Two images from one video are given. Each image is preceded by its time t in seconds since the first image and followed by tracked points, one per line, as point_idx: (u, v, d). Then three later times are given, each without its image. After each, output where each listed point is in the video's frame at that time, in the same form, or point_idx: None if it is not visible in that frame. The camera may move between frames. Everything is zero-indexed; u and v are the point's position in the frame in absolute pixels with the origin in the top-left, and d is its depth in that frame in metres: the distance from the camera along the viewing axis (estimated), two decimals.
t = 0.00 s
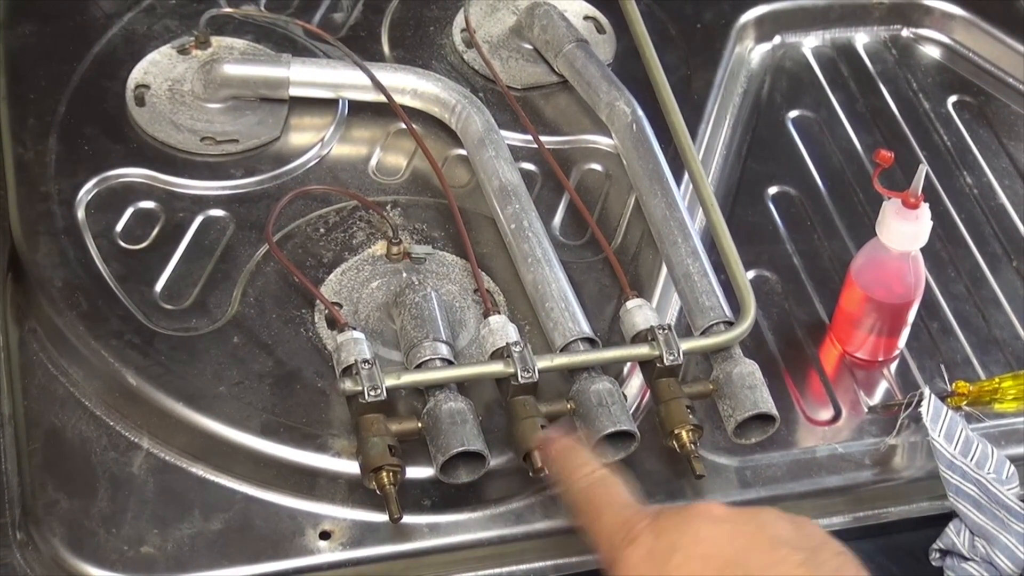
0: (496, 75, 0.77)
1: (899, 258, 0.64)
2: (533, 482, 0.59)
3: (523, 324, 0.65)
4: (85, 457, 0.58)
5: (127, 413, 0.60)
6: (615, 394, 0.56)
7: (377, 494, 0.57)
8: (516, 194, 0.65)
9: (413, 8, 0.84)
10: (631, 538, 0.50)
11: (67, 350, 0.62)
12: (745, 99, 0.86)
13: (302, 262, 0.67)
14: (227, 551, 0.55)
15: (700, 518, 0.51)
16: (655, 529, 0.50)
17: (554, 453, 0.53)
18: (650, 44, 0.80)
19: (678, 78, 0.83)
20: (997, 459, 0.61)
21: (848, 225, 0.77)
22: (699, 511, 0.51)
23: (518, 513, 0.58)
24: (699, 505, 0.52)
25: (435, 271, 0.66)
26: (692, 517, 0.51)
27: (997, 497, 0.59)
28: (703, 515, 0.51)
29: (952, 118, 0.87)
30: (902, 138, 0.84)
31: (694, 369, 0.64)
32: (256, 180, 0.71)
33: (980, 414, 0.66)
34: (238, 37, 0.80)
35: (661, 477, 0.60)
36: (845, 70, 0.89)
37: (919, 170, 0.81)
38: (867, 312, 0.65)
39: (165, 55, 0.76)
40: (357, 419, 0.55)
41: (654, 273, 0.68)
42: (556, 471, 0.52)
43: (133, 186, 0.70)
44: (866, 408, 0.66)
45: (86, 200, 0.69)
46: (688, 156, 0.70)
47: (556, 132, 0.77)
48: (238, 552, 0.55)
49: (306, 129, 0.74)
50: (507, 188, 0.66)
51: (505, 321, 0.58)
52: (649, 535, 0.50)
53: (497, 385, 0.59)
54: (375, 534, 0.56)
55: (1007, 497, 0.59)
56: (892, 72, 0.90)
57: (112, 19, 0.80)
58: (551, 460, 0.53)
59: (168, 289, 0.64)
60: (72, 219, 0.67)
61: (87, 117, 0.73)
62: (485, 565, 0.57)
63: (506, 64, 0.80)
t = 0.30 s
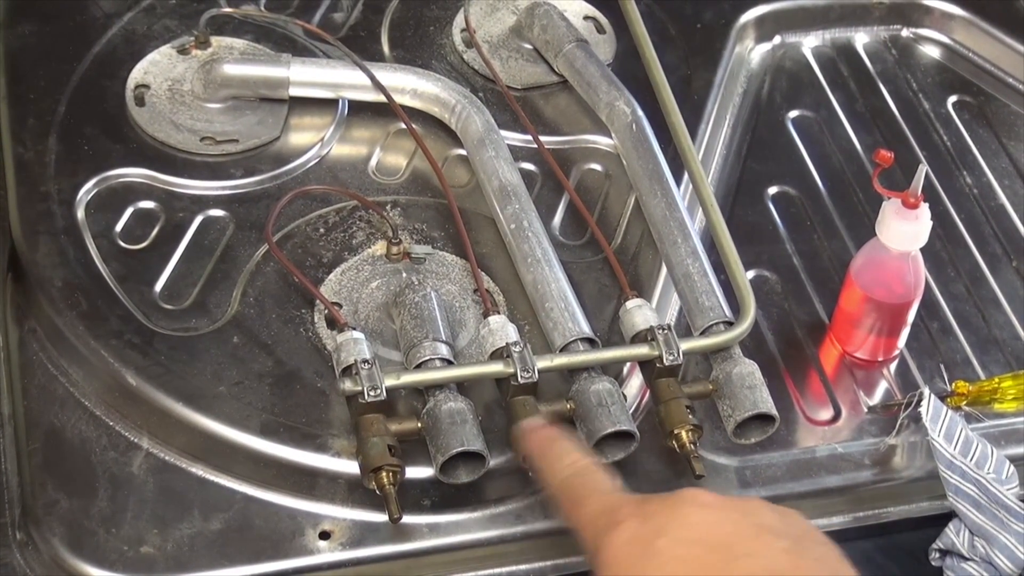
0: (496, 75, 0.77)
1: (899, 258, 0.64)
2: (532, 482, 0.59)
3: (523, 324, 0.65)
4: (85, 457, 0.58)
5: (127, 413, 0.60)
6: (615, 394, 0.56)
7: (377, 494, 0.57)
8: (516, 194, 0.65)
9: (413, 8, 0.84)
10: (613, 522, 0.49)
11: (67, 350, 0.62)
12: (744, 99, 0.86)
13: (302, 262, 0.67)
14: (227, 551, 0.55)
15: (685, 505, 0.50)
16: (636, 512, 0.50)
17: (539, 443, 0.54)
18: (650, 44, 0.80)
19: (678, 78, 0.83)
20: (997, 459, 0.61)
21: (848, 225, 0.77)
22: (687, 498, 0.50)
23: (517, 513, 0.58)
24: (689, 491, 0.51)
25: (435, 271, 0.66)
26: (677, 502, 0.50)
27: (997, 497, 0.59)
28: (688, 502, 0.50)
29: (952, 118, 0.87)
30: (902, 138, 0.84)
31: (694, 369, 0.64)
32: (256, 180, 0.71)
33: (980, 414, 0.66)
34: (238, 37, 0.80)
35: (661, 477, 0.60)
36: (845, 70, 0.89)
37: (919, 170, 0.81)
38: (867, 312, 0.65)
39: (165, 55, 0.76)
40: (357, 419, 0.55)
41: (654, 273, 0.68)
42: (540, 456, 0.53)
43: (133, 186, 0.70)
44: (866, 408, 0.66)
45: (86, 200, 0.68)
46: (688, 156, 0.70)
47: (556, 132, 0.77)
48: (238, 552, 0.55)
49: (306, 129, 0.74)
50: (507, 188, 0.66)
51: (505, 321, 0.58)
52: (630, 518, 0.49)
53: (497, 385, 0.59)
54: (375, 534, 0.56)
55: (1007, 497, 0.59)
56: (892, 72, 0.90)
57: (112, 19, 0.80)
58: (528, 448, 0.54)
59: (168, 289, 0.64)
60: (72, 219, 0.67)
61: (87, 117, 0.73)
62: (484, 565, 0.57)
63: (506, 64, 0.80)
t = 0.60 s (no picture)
0: (496, 75, 0.77)
1: (899, 258, 0.64)
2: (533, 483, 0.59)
3: (523, 324, 0.65)
4: (85, 457, 0.58)
5: (127, 413, 0.60)
6: (615, 394, 0.56)
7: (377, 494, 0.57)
8: (516, 193, 0.65)
9: (413, 8, 0.84)
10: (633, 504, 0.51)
11: (67, 350, 0.62)
12: (744, 98, 0.86)
13: (302, 262, 0.67)
14: (227, 551, 0.55)
15: (721, 504, 0.48)
16: (659, 493, 0.50)
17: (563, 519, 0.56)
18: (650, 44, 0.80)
19: (677, 78, 0.83)
20: (997, 459, 0.61)
21: (847, 224, 0.77)
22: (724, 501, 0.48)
23: (517, 513, 0.58)
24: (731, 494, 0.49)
25: (435, 271, 0.66)
26: (714, 500, 0.48)
27: (997, 497, 0.59)
28: (727, 501, 0.48)
29: (952, 118, 0.87)
30: (902, 138, 0.84)
31: (693, 369, 0.64)
32: (255, 180, 0.71)
33: (979, 414, 0.66)
34: (238, 37, 0.80)
35: (661, 477, 0.60)
36: (844, 70, 0.89)
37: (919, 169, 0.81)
38: (867, 313, 0.65)
39: (164, 55, 0.76)
40: (357, 419, 0.55)
41: (654, 272, 0.68)
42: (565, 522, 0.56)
43: (132, 186, 0.70)
44: (866, 408, 0.66)
45: (86, 200, 0.68)
46: (688, 156, 0.70)
47: (556, 131, 0.77)
48: (238, 551, 0.55)
49: (306, 129, 0.74)
50: (506, 188, 0.66)
51: (504, 321, 0.58)
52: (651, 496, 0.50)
53: (497, 385, 0.59)
54: (375, 533, 0.56)
55: (1007, 497, 0.59)
56: (892, 72, 0.90)
57: (111, 19, 0.80)
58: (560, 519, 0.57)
59: (168, 289, 0.64)
60: (72, 219, 0.67)
61: (86, 116, 0.73)
62: (485, 565, 0.57)
63: (506, 64, 0.80)
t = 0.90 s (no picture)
0: (496, 75, 0.77)
1: (899, 258, 0.64)
2: (533, 482, 0.59)
3: (523, 324, 0.65)
4: (85, 456, 0.58)
5: (127, 413, 0.60)
6: (615, 394, 0.56)
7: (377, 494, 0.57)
8: (516, 193, 0.65)
9: (413, 8, 0.84)
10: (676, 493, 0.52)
11: (67, 350, 0.62)
12: (744, 98, 0.86)
13: (302, 262, 0.67)
14: (227, 550, 0.55)
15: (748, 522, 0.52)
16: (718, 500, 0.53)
17: (563, 485, 0.54)
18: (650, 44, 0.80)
19: (678, 77, 0.83)
20: (997, 459, 0.61)
21: (847, 224, 0.77)
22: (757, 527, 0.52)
23: (517, 513, 0.58)
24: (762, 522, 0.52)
25: (435, 271, 0.66)
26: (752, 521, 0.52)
27: (997, 497, 0.59)
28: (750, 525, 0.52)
29: (952, 118, 0.87)
30: (902, 138, 0.84)
31: (693, 369, 0.64)
32: (255, 180, 0.71)
33: (980, 414, 0.66)
34: (238, 37, 0.80)
35: (661, 478, 0.60)
36: (844, 70, 0.89)
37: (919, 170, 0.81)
38: (867, 313, 0.65)
39: (164, 55, 0.76)
40: (357, 419, 0.55)
41: (654, 272, 0.68)
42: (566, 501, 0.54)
43: (132, 186, 0.69)
44: (866, 408, 0.66)
45: (86, 200, 0.68)
46: (688, 156, 0.70)
47: (556, 131, 0.77)
48: (238, 551, 0.55)
49: (306, 129, 0.74)
50: (507, 188, 0.66)
51: (504, 321, 0.58)
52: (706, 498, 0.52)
53: (497, 385, 0.59)
54: (375, 533, 0.56)
55: (1007, 497, 0.59)
56: (892, 72, 0.90)
57: (111, 19, 0.80)
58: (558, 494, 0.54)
59: (168, 289, 0.64)
60: (72, 219, 0.67)
61: (86, 116, 0.73)
62: (484, 565, 0.57)
63: (506, 64, 0.80)
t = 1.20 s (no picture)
0: (496, 75, 0.77)
1: (899, 258, 0.64)
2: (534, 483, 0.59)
3: (523, 324, 0.65)
4: (84, 456, 0.58)
5: (126, 412, 0.60)
6: (615, 394, 0.56)
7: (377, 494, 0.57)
8: (516, 193, 0.65)
9: (413, 7, 0.84)
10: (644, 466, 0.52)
11: (67, 350, 0.62)
12: (745, 98, 0.86)
13: (302, 261, 0.67)
14: (227, 550, 0.55)
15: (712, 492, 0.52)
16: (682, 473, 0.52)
17: (539, 464, 0.54)
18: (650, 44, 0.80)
19: (678, 78, 0.83)
20: (997, 459, 0.61)
21: (848, 225, 0.77)
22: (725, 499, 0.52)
23: (517, 513, 0.58)
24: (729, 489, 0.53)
25: (435, 271, 0.66)
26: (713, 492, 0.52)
27: (997, 497, 0.59)
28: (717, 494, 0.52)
29: (953, 118, 0.87)
30: (903, 139, 0.84)
31: (693, 369, 0.64)
32: (256, 180, 0.71)
33: (980, 414, 0.66)
34: (238, 37, 0.80)
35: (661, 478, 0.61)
36: (844, 70, 0.89)
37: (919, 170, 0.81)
38: (867, 313, 0.65)
39: (164, 55, 0.76)
40: (357, 419, 0.55)
41: (654, 273, 0.68)
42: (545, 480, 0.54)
43: (132, 186, 0.69)
44: (866, 409, 0.66)
45: (86, 199, 0.68)
46: (688, 156, 0.70)
47: (556, 132, 0.77)
48: (238, 551, 0.55)
49: (306, 129, 0.74)
50: (506, 188, 0.66)
51: (504, 321, 0.58)
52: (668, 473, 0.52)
53: (497, 385, 0.59)
54: (375, 533, 0.56)
55: (1007, 497, 0.59)
56: (892, 72, 0.90)
57: (111, 19, 0.80)
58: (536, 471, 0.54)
59: (168, 289, 0.64)
60: (72, 219, 0.67)
61: (87, 116, 0.73)
62: (484, 565, 0.57)
63: (507, 64, 0.80)
